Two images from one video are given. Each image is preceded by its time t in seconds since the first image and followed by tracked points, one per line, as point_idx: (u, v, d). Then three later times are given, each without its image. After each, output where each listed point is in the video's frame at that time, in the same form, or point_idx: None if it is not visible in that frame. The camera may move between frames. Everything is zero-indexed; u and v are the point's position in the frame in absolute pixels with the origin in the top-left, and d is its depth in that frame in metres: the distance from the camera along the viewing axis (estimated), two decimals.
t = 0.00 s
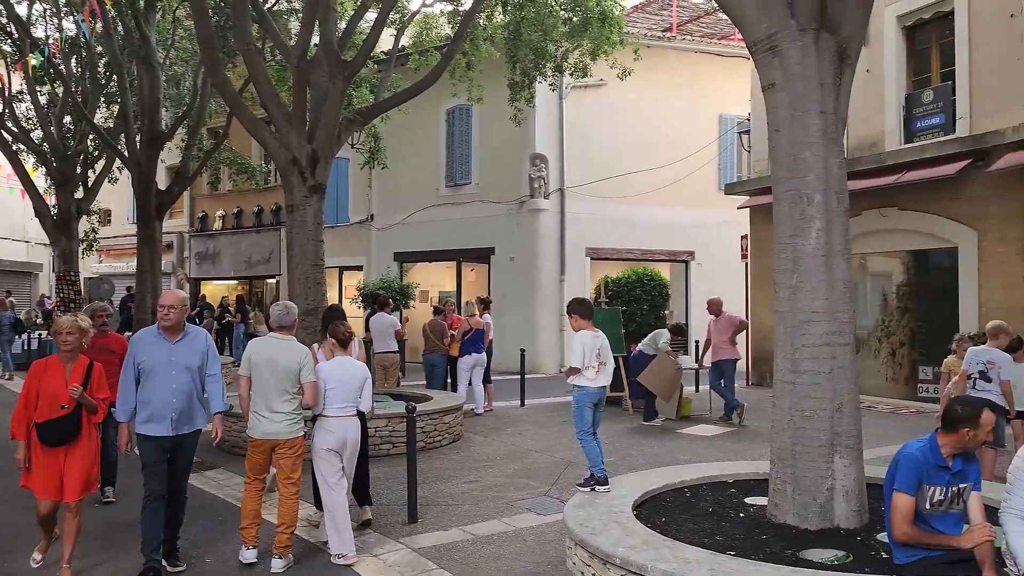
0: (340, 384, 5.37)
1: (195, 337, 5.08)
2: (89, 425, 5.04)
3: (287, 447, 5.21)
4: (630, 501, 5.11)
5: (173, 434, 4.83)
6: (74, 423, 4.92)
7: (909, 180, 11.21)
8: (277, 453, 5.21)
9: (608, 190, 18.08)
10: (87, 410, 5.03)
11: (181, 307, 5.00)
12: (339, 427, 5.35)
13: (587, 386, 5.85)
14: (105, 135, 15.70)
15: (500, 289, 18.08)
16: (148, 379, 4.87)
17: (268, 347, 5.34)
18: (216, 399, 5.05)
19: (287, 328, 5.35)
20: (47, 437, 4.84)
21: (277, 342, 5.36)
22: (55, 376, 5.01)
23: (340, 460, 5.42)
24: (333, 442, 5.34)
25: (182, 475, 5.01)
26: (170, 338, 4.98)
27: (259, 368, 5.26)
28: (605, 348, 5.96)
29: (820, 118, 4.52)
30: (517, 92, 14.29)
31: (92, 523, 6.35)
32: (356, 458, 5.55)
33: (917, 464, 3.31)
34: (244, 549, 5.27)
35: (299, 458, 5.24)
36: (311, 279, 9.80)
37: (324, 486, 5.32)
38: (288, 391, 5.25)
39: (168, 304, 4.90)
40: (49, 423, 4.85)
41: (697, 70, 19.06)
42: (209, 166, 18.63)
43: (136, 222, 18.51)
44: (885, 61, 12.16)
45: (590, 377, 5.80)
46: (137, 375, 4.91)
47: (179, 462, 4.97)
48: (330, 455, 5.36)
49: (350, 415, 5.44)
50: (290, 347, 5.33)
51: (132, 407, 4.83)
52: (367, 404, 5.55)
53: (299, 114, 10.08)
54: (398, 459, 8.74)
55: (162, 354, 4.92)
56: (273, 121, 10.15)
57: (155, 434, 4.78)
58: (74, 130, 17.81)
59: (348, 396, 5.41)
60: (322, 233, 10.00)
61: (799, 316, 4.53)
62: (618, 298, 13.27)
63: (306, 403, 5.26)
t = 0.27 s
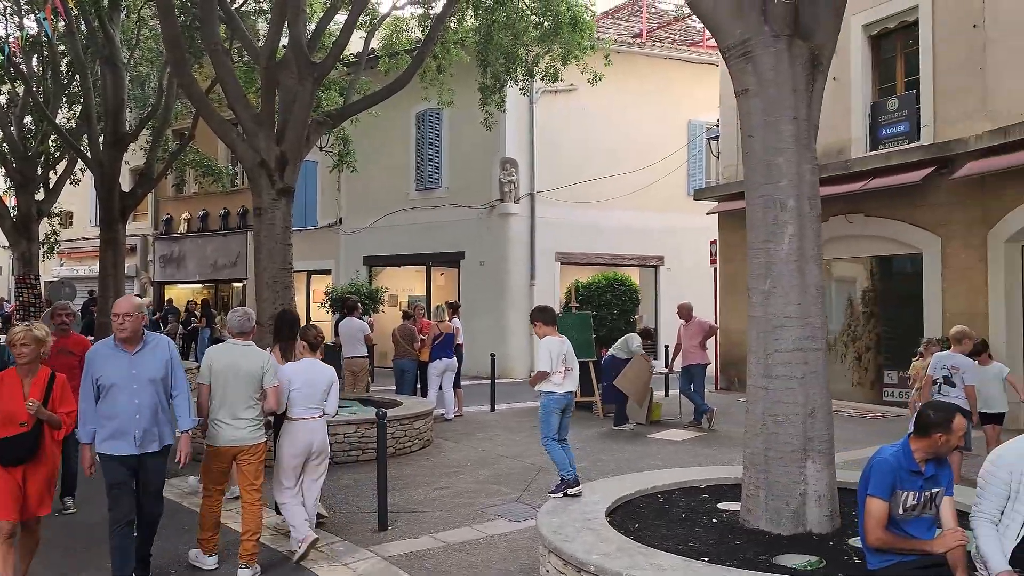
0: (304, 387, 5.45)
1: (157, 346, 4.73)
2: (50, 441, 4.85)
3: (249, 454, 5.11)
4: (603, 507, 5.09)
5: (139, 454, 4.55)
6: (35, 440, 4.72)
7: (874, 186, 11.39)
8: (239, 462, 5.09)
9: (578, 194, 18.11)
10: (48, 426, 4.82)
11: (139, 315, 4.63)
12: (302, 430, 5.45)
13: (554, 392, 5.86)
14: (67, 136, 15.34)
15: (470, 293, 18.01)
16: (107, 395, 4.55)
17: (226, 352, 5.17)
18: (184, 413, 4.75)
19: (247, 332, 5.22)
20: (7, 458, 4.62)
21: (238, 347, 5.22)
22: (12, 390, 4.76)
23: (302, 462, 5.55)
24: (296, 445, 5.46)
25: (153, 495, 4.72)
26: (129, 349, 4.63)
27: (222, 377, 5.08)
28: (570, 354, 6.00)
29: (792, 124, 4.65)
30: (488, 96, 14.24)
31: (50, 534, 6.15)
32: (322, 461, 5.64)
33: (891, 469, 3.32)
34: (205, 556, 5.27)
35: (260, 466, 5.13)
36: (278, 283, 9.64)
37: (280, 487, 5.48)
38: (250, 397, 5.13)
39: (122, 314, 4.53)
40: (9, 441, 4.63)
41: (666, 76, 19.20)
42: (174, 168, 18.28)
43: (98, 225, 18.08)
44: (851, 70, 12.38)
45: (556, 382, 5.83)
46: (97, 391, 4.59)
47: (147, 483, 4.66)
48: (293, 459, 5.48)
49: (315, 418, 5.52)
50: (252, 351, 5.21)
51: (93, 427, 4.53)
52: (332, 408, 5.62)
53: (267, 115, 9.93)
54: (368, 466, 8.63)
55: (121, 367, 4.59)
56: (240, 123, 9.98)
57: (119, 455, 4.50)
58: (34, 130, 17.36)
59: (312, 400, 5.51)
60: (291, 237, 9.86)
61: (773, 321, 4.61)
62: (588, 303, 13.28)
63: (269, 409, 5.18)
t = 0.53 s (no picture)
0: (280, 392, 5.39)
1: (133, 352, 4.45)
2: (18, 457, 4.28)
3: (214, 460, 5.08)
4: (587, 516, 5.05)
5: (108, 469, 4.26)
6: None
7: (854, 194, 11.48)
8: (199, 470, 5.04)
9: (560, 201, 18.11)
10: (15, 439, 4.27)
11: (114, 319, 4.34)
12: (277, 436, 5.37)
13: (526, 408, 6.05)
14: (43, 140, 15.08)
15: (452, 300, 17.94)
16: (76, 404, 4.26)
17: (190, 357, 5.11)
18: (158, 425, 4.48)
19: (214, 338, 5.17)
20: None
21: (203, 352, 5.18)
22: None
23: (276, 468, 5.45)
24: (269, 450, 5.37)
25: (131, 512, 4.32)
26: (102, 355, 4.34)
27: (189, 385, 5.00)
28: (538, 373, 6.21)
29: (776, 129, 4.67)
30: (470, 102, 14.19)
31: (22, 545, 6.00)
32: (297, 468, 5.51)
33: (878, 477, 3.30)
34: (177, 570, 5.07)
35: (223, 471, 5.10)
36: (258, 289, 9.52)
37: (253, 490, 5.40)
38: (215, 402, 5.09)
39: (97, 316, 4.24)
40: None
41: (647, 84, 19.24)
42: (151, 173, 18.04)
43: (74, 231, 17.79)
44: (831, 78, 12.47)
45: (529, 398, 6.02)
46: (66, 401, 4.27)
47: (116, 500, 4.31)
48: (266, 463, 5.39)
49: (291, 423, 5.44)
50: (219, 357, 5.18)
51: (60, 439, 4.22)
52: (308, 413, 5.55)
53: (247, 120, 9.82)
54: (349, 474, 8.53)
55: (94, 375, 4.29)
56: (219, 127, 9.84)
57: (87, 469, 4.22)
58: (9, 134, 17.06)
59: (289, 405, 5.44)
60: (270, 242, 9.74)
61: (757, 328, 4.63)
62: (570, 310, 13.24)
63: (235, 416, 5.15)
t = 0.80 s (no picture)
0: (266, 400, 5.32)
1: (130, 373, 4.21)
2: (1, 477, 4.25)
3: (187, 470, 5.05)
4: (585, 529, 4.96)
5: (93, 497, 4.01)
6: None
7: (852, 203, 11.42)
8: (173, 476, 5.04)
9: (558, 210, 18.06)
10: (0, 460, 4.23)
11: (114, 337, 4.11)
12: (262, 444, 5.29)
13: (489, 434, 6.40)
14: (38, 148, 15.00)
15: (449, 309, 17.85)
16: (67, 425, 4.02)
17: (168, 367, 5.09)
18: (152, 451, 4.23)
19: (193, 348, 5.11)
20: None
21: (182, 360, 5.14)
22: None
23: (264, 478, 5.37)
24: (255, 459, 5.31)
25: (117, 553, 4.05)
26: (98, 374, 4.11)
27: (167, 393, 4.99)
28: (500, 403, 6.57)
29: (776, 136, 4.60)
30: (468, 110, 14.14)
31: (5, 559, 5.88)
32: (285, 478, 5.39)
33: (883, 489, 3.22)
34: None
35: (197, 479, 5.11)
36: (252, 298, 9.42)
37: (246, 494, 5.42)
38: (193, 411, 5.08)
39: (95, 333, 4.02)
40: None
41: (644, 93, 19.22)
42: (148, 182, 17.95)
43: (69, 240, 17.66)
44: (829, 87, 12.44)
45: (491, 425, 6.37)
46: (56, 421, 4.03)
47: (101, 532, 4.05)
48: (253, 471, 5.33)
49: (278, 433, 5.36)
50: (198, 367, 5.16)
51: (45, 462, 3.98)
52: (296, 423, 5.45)
53: (242, 127, 9.75)
54: (344, 486, 8.42)
55: (87, 394, 4.06)
56: (214, 134, 9.77)
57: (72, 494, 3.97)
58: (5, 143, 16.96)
59: (275, 415, 5.34)
60: (265, 251, 9.65)
61: (758, 337, 4.56)
62: (567, 319, 13.14)
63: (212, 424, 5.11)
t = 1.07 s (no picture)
0: (257, 407, 5.31)
1: (135, 374, 3.64)
2: None
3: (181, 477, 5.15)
4: (593, 541, 4.84)
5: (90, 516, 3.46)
6: None
7: (865, 207, 11.25)
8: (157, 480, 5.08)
9: (567, 214, 17.95)
10: None
11: (115, 333, 3.55)
12: (256, 451, 5.30)
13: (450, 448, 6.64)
14: (49, 154, 15.02)
15: (458, 315, 17.77)
16: (61, 433, 3.48)
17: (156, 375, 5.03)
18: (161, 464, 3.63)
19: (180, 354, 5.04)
20: None
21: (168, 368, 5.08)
22: None
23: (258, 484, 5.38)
24: (249, 466, 5.31)
25: None
26: (97, 375, 3.55)
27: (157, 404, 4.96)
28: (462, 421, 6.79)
29: (788, 137, 4.49)
30: (476, 114, 14.06)
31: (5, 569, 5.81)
32: (280, 484, 5.39)
33: (900, 501, 3.10)
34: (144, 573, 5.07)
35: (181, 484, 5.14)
36: (259, 304, 9.36)
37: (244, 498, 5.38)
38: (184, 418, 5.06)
39: (93, 329, 3.47)
40: None
41: (654, 97, 19.10)
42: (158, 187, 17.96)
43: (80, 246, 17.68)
44: (842, 89, 12.28)
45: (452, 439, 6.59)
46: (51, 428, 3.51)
47: (100, 555, 3.52)
48: (247, 478, 5.34)
49: (271, 439, 5.36)
50: (185, 372, 5.09)
51: (38, 472, 3.48)
52: (289, 428, 5.43)
53: (249, 132, 9.70)
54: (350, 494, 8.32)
55: (83, 398, 3.49)
56: (221, 140, 9.73)
57: (65, 513, 3.42)
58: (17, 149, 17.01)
59: (269, 422, 5.34)
60: (272, 256, 9.59)
61: (770, 344, 4.44)
62: (577, 324, 13.00)
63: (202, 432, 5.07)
